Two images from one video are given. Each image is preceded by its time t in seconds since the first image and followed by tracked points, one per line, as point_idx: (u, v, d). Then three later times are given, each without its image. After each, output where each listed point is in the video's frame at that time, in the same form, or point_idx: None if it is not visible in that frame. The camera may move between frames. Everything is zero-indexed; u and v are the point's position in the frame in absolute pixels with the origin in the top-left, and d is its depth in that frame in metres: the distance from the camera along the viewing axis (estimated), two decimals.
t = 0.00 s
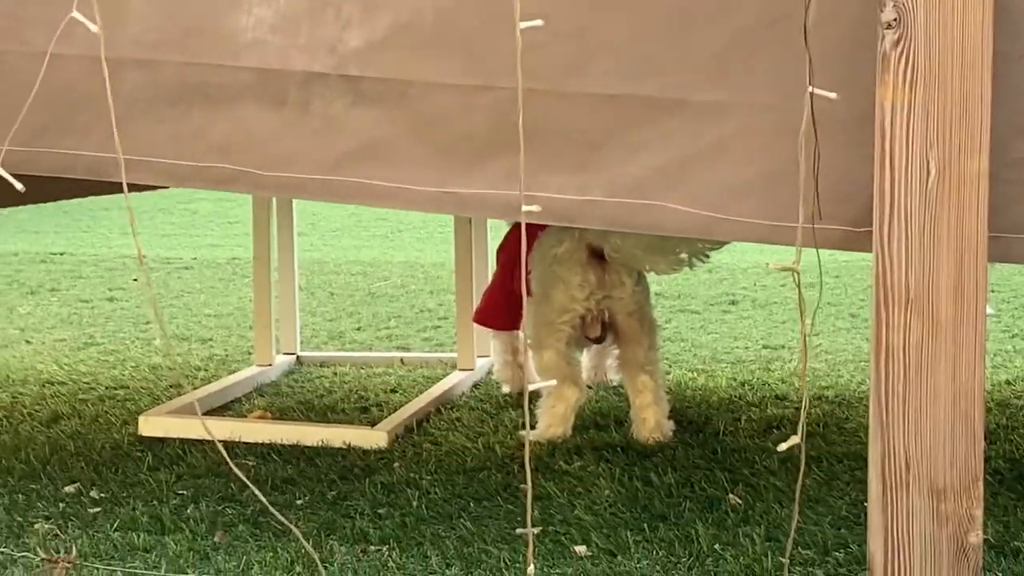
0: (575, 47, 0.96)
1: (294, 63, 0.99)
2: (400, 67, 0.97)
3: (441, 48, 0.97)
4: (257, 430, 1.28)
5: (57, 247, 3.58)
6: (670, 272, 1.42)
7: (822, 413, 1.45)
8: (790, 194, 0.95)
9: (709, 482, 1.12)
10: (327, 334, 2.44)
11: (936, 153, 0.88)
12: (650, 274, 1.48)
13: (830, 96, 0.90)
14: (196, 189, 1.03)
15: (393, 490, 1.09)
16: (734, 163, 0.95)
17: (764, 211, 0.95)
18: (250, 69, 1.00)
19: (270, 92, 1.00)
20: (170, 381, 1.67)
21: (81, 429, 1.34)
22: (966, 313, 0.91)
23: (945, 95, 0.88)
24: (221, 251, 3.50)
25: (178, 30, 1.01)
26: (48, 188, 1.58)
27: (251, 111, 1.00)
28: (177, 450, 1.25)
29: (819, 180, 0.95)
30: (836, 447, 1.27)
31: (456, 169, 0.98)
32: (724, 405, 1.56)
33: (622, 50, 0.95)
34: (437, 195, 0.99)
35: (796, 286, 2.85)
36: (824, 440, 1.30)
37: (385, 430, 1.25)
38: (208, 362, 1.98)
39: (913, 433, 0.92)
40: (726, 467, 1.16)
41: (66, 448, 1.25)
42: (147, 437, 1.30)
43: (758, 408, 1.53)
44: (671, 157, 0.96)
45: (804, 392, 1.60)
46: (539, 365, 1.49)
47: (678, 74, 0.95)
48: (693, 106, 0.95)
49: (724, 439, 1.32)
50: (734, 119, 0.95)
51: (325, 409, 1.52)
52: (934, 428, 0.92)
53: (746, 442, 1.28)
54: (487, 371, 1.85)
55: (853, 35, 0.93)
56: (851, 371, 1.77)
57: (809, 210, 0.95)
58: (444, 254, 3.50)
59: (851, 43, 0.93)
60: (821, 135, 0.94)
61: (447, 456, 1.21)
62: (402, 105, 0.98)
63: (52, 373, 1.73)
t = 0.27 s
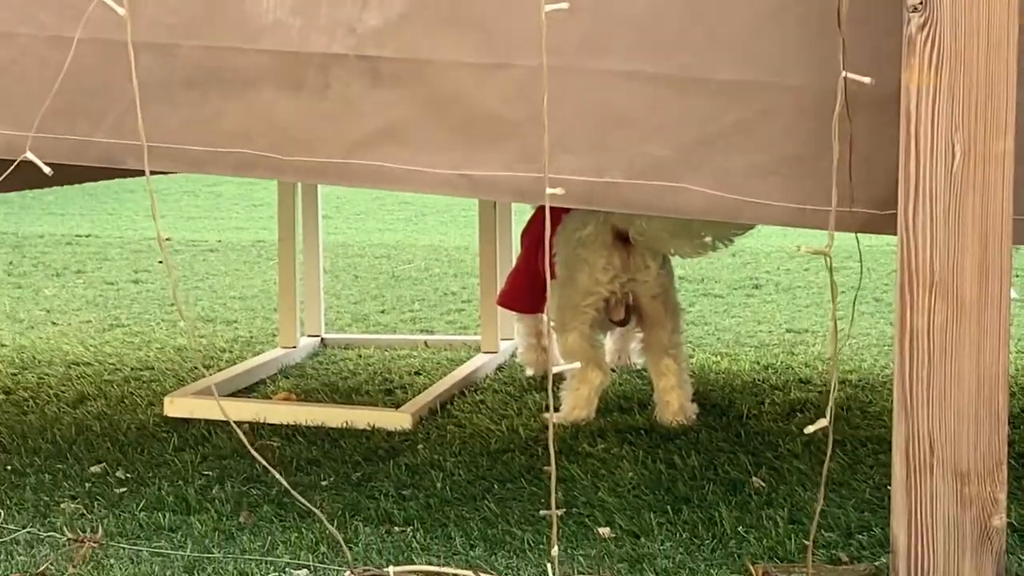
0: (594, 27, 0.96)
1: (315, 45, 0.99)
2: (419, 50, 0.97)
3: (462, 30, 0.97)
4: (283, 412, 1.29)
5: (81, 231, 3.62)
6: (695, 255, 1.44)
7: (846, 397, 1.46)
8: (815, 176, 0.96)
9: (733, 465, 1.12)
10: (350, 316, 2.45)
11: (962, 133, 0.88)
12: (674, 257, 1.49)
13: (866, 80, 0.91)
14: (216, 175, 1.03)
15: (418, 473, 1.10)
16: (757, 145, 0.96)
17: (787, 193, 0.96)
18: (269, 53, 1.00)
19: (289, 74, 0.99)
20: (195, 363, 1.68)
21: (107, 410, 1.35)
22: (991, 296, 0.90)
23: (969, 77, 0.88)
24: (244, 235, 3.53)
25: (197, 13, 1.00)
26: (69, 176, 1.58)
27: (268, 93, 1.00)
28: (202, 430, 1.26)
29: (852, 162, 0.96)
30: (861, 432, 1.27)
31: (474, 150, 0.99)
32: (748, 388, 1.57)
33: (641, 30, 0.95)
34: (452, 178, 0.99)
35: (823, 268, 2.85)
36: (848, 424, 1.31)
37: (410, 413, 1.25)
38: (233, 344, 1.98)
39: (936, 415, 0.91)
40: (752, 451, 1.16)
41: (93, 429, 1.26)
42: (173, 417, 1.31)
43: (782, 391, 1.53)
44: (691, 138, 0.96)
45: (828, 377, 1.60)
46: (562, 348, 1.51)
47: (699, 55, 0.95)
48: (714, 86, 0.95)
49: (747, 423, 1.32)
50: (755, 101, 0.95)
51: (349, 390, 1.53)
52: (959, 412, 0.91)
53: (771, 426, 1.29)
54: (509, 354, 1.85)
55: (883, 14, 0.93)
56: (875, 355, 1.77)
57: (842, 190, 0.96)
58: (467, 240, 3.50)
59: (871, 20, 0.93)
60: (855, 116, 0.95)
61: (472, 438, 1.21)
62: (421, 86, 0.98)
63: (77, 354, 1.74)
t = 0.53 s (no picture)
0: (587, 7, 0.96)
1: (309, 24, 0.99)
2: (414, 29, 0.98)
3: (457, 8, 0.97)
4: (293, 396, 1.29)
5: (92, 215, 3.64)
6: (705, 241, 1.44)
7: (855, 383, 1.46)
8: (827, 161, 0.96)
9: (741, 451, 1.12)
10: (360, 301, 2.45)
11: (971, 117, 0.87)
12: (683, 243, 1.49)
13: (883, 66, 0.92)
14: (203, 157, 1.03)
15: (427, 457, 1.10)
16: (765, 129, 0.96)
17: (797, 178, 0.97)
18: (264, 34, 1.00)
19: (282, 53, 1.00)
20: (205, 347, 1.68)
21: (117, 393, 1.35)
22: (1001, 282, 0.88)
23: (980, 62, 0.86)
24: (255, 218, 3.54)
25: None
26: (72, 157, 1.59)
27: (263, 73, 1.01)
28: (210, 415, 1.25)
29: (868, 147, 0.96)
30: (870, 417, 1.27)
31: (475, 133, 0.99)
32: (757, 373, 1.57)
33: (637, 10, 0.96)
34: (451, 160, 0.99)
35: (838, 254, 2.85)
36: (857, 410, 1.31)
37: (419, 399, 1.25)
38: (243, 328, 1.98)
39: (945, 401, 0.90)
40: (761, 437, 1.16)
41: (103, 413, 1.26)
42: (183, 402, 1.31)
43: (791, 377, 1.53)
44: (693, 122, 0.97)
45: (838, 363, 1.61)
46: (571, 333, 1.52)
47: (695, 36, 0.95)
48: (719, 70, 0.96)
49: (756, 409, 1.32)
50: (758, 85, 0.95)
51: (358, 375, 1.54)
52: (967, 400, 0.89)
53: (780, 412, 1.29)
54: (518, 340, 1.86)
55: None
56: (885, 341, 1.78)
57: (860, 177, 0.97)
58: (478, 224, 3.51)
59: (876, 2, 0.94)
60: (872, 103, 0.96)
61: (480, 423, 1.21)
62: (416, 65, 0.98)
63: (86, 337, 1.74)
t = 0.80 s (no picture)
0: None
1: (314, 14, 1.00)
2: (419, 20, 0.98)
3: None
4: (294, 384, 1.29)
5: (93, 202, 3.66)
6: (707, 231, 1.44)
7: (855, 372, 1.47)
8: (826, 151, 0.97)
9: (741, 439, 1.13)
10: (362, 289, 2.45)
11: (971, 108, 0.87)
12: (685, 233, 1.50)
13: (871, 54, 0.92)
14: (212, 145, 1.03)
15: (427, 446, 1.10)
16: (767, 119, 0.96)
17: (801, 168, 0.97)
18: (269, 24, 1.01)
19: (289, 44, 1.01)
20: (206, 335, 1.68)
21: (117, 381, 1.35)
22: (1001, 271, 0.88)
23: (981, 52, 0.87)
24: (258, 207, 3.55)
25: None
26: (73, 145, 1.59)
27: (270, 64, 1.01)
28: (211, 404, 1.25)
29: (858, 137, 0.97)
30: (869, 407, 1.28)
31: (480, 124, 0.99)
32: (758, 362, 1.57)
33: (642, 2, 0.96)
34: (457, 151, 1.00)
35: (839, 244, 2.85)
36: (858, 399, 1.32)
37: (420, 387, 1.25)
38: (245, 316, 1.98)
39: (945, 391, 0.90)
40: (761, 426, 1.16)
41: (103, 400, 1.26)
42: (183, 389, 1.31)
43: (792, 366, 1.54)
44: (695, 113, 0.97)
45: (839, 351, 1.61)
46: (573, 323, 1.52)
47: (700, 28, 0.96)
48: (722, 61, 0.96)
49: (757, 398, 1.32)
50: (762, 76, 0.96)
51: (360, 363, 1.54)
52: (967, 390, 0.89)
53: (780, 400, 1.29)
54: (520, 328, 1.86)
55: None
56: (886, 330, 1.78)
57: (849, 165, 0.98)
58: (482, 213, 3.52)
59: None
60: (863, 92, 0.96)
61: (481, 411, 1.21)
62: (422, 58, 0.99)
63: (88, 325, 1.74)
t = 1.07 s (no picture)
0: None
1: (322, 9, 1.00)
2: (425, 15, 0.98)
3: None
4: (293, 376, 1.29)
5: (92, 194, 3.66)
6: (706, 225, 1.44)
7: (854, 365, 1.47)
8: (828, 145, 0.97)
9: (740, 433, 1.13)
10: (361, 281, 2.45)
11: (971, 103, 0.88)
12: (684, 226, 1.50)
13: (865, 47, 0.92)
14: (217, 138, 1.04)
15: (426, 438, 1.10)
16: (769, 114, 0.97)
17: (801, 162, 0.97)
18: (275, 18, 1.01)
19: (296, 39, 1.01)
20: (206, 327, 1.68)
21: (116, 373, 1.35)
22: (1000, 265, 0.89)
23: (980, 46, 0.87)
24: (258, 198, 3.55)
25: None
26: (74, 136, 1.59)
27: (276, 58, 1.01)
28: (210, 395, 1.25)
29: (853, 131, 0.97)
30: (869, 400, 1.28)
31: (483, 118, 0.99)
32: (758, 356, 1.57)
33: None
34: (461, 145, 1.00)
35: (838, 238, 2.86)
36: (857, 393, 1.31)
37: (419, 379, 1.25)
38: (245, 308, 1.98)
39: (944, 384, 0.90)
40: (759, 420, 1.16)
41: (102, 392, 1.26)
42: (182, 381, 1.31)
43: (791, 359, 1.54)
44: (698, 109, 0.97)
45: (838, 344, 1.61)
46: (572, 316, 1.52)
47: (705, 24, 0.96)
48: (726, 56, 0.96)
49: (756, 391, 1.32)
50: (767, 72, 0.96)
51: (360, 355, 1.54)
52: (965, 383, 0.89)
53: (779, 393, 1.29)
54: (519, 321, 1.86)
55: None
56: (885, 323, 1.78)
57: (842, 158, 0.97)
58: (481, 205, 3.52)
59: None
60: (858, 86, 0.96)
61: (479, 404, 1.22)
62: (428, 53, 0.99)
63: (87, 317, 1.74)
